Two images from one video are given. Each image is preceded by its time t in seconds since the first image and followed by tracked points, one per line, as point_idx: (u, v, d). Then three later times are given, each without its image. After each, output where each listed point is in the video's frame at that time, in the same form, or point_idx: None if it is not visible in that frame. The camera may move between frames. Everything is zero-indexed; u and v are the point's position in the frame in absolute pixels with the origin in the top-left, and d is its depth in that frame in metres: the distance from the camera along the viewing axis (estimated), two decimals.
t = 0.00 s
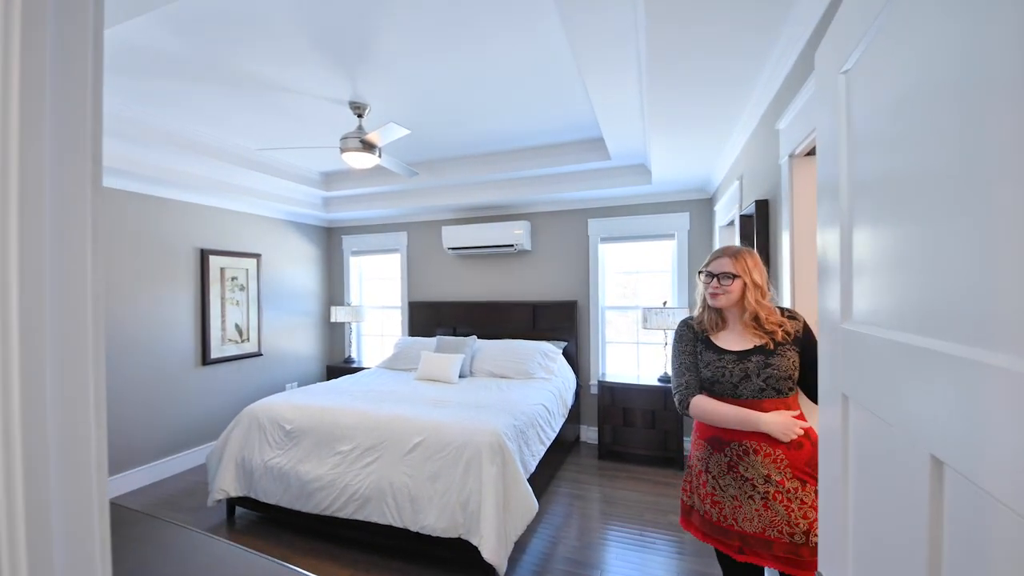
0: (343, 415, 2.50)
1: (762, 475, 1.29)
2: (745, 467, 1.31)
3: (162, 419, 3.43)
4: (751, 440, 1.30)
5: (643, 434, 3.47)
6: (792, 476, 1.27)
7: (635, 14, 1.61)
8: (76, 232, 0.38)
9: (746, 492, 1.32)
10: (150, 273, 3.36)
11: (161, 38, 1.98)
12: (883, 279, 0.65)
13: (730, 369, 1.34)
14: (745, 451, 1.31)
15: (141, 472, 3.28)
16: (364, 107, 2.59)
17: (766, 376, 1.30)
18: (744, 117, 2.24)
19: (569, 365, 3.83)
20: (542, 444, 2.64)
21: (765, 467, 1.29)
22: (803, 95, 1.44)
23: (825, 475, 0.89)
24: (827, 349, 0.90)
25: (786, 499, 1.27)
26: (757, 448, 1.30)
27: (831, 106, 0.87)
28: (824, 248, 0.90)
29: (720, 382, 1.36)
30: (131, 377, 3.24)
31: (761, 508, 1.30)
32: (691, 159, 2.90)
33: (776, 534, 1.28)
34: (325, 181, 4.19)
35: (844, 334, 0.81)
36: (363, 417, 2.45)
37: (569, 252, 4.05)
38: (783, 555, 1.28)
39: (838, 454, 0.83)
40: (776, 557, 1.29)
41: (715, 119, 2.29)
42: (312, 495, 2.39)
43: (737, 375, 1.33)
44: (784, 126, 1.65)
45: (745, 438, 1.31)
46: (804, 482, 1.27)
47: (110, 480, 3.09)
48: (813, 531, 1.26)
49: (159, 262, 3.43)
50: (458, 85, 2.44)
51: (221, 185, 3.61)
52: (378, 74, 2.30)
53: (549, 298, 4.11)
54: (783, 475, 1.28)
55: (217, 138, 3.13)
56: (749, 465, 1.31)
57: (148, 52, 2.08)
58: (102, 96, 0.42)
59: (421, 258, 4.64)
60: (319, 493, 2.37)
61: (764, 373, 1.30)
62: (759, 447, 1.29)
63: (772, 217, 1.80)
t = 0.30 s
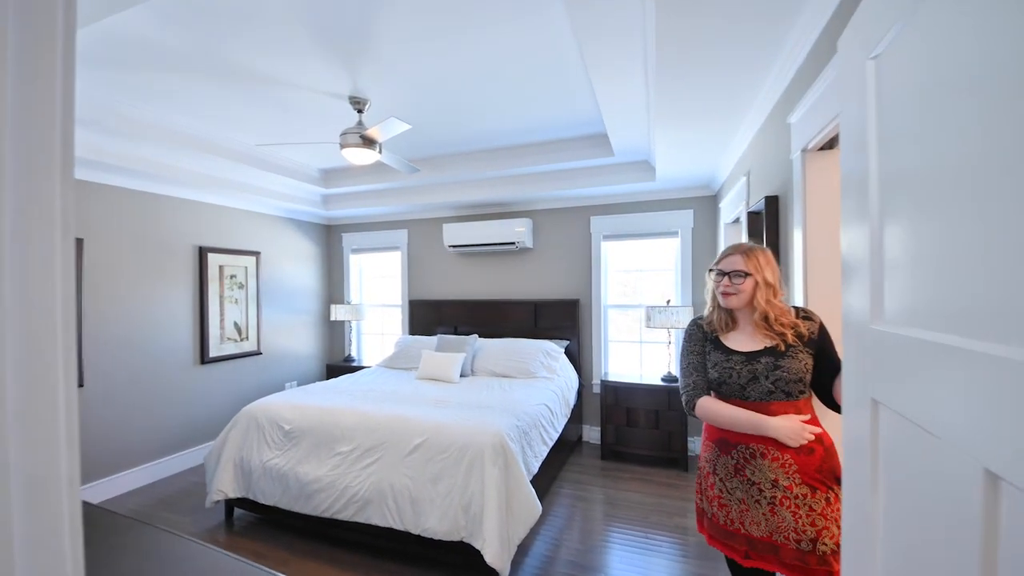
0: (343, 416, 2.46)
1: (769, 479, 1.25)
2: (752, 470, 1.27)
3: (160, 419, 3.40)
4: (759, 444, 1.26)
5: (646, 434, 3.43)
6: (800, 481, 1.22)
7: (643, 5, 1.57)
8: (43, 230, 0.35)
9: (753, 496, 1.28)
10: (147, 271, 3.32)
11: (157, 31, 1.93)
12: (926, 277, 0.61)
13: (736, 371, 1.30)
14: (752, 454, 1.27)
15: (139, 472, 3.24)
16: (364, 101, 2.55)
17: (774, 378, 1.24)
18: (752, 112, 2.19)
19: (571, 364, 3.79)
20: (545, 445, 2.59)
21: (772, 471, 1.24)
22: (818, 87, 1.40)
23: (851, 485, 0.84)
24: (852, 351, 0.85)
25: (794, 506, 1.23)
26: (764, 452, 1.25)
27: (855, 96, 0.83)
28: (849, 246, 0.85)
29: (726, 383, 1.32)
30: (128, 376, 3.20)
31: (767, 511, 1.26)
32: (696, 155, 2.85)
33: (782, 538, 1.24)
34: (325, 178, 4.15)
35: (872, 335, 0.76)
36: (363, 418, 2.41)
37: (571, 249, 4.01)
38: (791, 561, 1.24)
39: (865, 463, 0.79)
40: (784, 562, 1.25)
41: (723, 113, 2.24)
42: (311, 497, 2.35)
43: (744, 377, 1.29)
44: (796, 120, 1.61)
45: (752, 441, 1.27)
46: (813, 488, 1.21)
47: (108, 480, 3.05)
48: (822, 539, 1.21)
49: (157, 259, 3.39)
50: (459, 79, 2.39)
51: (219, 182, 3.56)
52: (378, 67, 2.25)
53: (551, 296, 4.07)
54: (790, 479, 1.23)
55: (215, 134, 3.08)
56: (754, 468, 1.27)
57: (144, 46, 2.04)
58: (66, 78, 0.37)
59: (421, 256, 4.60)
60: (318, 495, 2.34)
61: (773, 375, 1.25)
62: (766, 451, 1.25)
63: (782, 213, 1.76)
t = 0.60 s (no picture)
0: (344, 417, 2.42)
1: (780, 487, 1.19)
2: (763, 478, 1.21)
3: (159, 420, 3.35)
4: (771, 451, 1.20)
5: (651, 435, 3.38)
6: (815, 493, 1.14)
7: None
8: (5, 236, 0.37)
9: (762, 504, 1.23)
10: (146, 271, 3.28)
11: (152, 26, 1.88)
12: (987, 277, 0.57)
13: (751, 376, 1.24)
14: (763, 461, 1.21)
15: (137, 474, 3.20)
16: (365, 98, 2.50)
17: (790, 387, 1.17)
18: (762, 108, 2.14)
19: (574, 365, 3.75)
20: (550, 447, 2.55)
21: (781, 479, 1.18)
22: (837, 80, 1.35)
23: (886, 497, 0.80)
24: (887, 354, 0.81)
25: (806, 518, 1.15)
26: (775, 460, 1.19)
27: (890, 85, 0.78)
28: (882, 244, 0.81)
29: (740, 387, 1.27)
30: (126, 377, 3.16)
31: (776, 520, 1.20)
32: (703, 153, 2.81)
33: (790, 550, 1.18)
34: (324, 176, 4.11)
35: (917, 338, 0.72)
36: (364, 420, 2.37)
37: (574, 249, 3.96)
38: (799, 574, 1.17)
39: (904, 472, 0.74)
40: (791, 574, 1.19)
41: (732, 109, 2.19)
42: (311, 500, 2.31)
43: (759, 382, 1.22)
44: (811, 115, 1.57)
45: (763, 446, 1.22)
46: (828, 501, 1.13)
47: (106, 482, 3.02)
48: (835, 556, 1.12)
49: (155, 259, 3.35)
50: (462, 75, 2.34)
51: (218, 180, 3.52)
52: (380, 63, 2.20)
53: (554, 296, 4.02)
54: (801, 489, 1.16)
55: (213, 132, 3.04)
56: (764, 475, 1.21)
57: (141, 42, 1.99)
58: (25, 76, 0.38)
59: (422, 255, 4.55)
60: (318, 498, 2.29)
61: (788, 383, 1.17)
62: (779, 460, 1.19)
63: (796, 210, 1.71)
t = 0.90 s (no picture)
0: (344, 420, 2.37)
1: (790, 500, 1.13)
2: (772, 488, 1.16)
3: (157, 421, 3.32)
4: (780, 462, 1.14)
5: (655, 438, 3.33)
6: (825, 512, 1.07)
7: None
8: None
9: (772, 514, 1.18)
10: (143, 270, 3.24)
11: (147, 19, 1.84)
12: None
13: (764, 378, 1.20)
14: (773, 471, 1.16)
15: (135, 476, 3.16)
16: (365, 94, 2.45)
17: (799, 395, 1.10)
18: (773, 103, 2.09)
19: (577, 366, 3.70)
20: (553, 450, 2.50)
21: (789, 491, 1.12)
22: (854, 73, 1.31)
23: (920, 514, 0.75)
24: (924, 362, 0.75)
25: (816, 536, 1.09)
26: (783, 472, 1.14)
27: (923, 74, 0.74)
28: (915, 243, 0.76)
29: (754, 388, 1.24)
30: (123, 378, 3.12)
31: (786, 534, 1.15)
32: (709, 150, 2.76)
33: (800, 565, 1.13)
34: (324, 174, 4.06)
35: (963, 345, 0.66)
36: (364, 423, 2.32)
37: (577, 248, 3.91)
38: None
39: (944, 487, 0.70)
40: None
41: (742, 104, 2.14)
42: (310, 505, 2.27)
43: (770, 386, 1.18)
44: (825, 110, 1.53)
45: (773, 456, 1.16)
46: (840, 522, 1.06)
47: (103, 485, 2.98)
48: None
49: (153, 259, 3.31)
50: (464, 70, 2.29)
51: (216, 178, 3.48)
52: (380, 58, 2.16)
53: (557, 296, 3.97)
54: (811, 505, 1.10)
55: (211, 128, 3.00)
56: (774, 485, 1.16)
57: (135, 36, 1.96)
58: None
59: (423, 255, 4.50)
60: (317, 503, 2.25)
61: (797, 392, 1.11)
62: (786, 471, 1.13)
63: (810, 208, 1.66)
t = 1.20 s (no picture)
0: (344, 424, 2.33)
1: (809, 518, 1.10)
2: (791, 500, 1.14)
3: (154, 424, 3.28)
4: (801, 476, 1.11)
5: (659, 440, 3.29)
6: (844, 536, 1.03)
7: None
8: None
9: (792, 530, 1.15)
10: (140, 270, 3.20)
11: (143, 14, 1.80)
12: None
13: (797, 388, 1.14)
14: (794, 485, 1.13)
15: (132, 480, 3.12)
16: (366, 92, 2.41)
17: (833, 410, 1.04)
18: (782, 100, 2.05)
19: (579, 367, 3.65)
20: (557, 454, 2.45)
21: (808, 509, 1.09)
22: (869, 70, 1.27)
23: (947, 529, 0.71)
24: (956, 369, 0.71)
25: (834, 559, 1.05)
26: (803, 487, 1.11)
27: (955, 66, 0.70)
28: (949, 244, 0.72)
29: (787, 396, 1.19)
30: (120, 380, 3.09)
31: (804, 552, 1.11)
32: (715, 149, 2.72)
33: None
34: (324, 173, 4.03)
35: (1001, 350, 0.62)
36: (364, 426, 2.28)
37: (579, 248, 3.86)
38: None
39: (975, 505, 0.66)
40: None
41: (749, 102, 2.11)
42: (309, 510, 2.23)
43: (803, 397, 1.13)
44: (837, 108, 1.49)
45: (795, 470, 1.13)
46: (860, 549, 1.01)
47: (99, 488, 2.94)
48: None
49: (150, 259, 3.27)
50: (465, 67, 2.26)
51: (213, 177, 3.43)
52: (381, 55, 2.12)
53: (559, 297, 3.93)
54: (830, 527, 1.06)
55: (209, 127, 2.97)
56: (794, 500, 1.13)
57: (131, 31, 1.92)
58: None
59: (424, 255, 4.46)
60: (317, 508, 2.21)
61: (831, 406, 1.05)
62: (807, 487, 1.10)
63: (820, 208, 1.63)
